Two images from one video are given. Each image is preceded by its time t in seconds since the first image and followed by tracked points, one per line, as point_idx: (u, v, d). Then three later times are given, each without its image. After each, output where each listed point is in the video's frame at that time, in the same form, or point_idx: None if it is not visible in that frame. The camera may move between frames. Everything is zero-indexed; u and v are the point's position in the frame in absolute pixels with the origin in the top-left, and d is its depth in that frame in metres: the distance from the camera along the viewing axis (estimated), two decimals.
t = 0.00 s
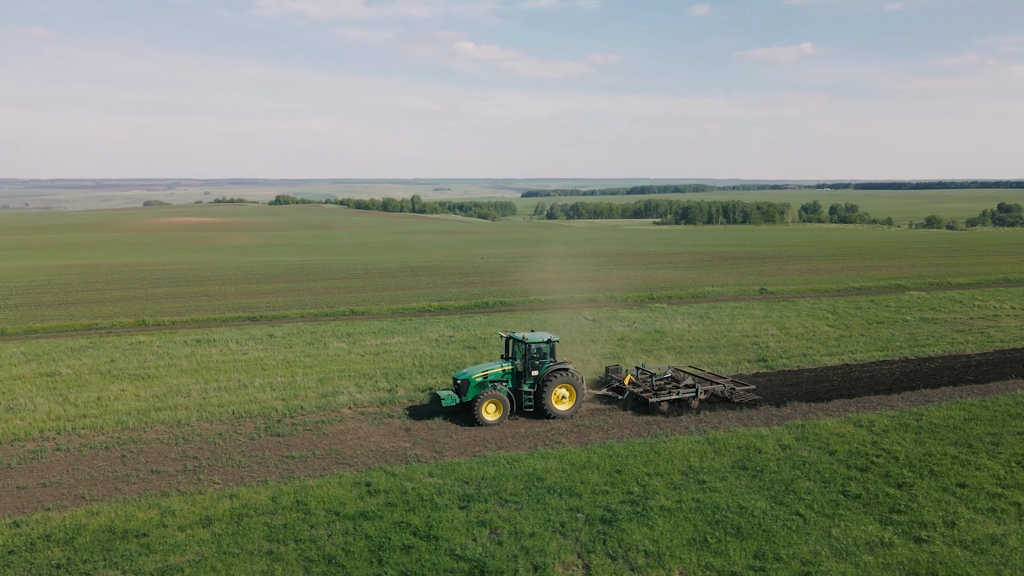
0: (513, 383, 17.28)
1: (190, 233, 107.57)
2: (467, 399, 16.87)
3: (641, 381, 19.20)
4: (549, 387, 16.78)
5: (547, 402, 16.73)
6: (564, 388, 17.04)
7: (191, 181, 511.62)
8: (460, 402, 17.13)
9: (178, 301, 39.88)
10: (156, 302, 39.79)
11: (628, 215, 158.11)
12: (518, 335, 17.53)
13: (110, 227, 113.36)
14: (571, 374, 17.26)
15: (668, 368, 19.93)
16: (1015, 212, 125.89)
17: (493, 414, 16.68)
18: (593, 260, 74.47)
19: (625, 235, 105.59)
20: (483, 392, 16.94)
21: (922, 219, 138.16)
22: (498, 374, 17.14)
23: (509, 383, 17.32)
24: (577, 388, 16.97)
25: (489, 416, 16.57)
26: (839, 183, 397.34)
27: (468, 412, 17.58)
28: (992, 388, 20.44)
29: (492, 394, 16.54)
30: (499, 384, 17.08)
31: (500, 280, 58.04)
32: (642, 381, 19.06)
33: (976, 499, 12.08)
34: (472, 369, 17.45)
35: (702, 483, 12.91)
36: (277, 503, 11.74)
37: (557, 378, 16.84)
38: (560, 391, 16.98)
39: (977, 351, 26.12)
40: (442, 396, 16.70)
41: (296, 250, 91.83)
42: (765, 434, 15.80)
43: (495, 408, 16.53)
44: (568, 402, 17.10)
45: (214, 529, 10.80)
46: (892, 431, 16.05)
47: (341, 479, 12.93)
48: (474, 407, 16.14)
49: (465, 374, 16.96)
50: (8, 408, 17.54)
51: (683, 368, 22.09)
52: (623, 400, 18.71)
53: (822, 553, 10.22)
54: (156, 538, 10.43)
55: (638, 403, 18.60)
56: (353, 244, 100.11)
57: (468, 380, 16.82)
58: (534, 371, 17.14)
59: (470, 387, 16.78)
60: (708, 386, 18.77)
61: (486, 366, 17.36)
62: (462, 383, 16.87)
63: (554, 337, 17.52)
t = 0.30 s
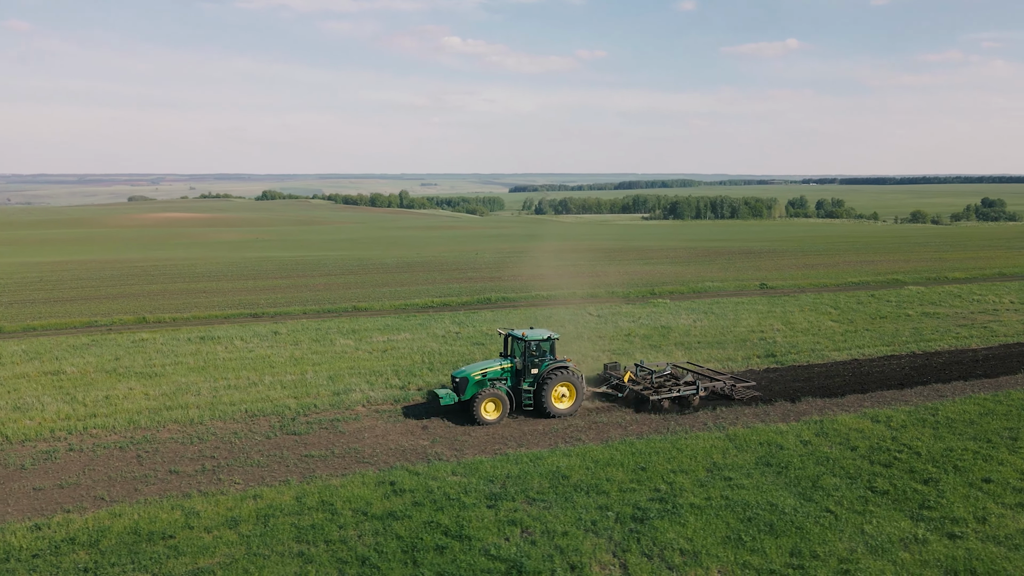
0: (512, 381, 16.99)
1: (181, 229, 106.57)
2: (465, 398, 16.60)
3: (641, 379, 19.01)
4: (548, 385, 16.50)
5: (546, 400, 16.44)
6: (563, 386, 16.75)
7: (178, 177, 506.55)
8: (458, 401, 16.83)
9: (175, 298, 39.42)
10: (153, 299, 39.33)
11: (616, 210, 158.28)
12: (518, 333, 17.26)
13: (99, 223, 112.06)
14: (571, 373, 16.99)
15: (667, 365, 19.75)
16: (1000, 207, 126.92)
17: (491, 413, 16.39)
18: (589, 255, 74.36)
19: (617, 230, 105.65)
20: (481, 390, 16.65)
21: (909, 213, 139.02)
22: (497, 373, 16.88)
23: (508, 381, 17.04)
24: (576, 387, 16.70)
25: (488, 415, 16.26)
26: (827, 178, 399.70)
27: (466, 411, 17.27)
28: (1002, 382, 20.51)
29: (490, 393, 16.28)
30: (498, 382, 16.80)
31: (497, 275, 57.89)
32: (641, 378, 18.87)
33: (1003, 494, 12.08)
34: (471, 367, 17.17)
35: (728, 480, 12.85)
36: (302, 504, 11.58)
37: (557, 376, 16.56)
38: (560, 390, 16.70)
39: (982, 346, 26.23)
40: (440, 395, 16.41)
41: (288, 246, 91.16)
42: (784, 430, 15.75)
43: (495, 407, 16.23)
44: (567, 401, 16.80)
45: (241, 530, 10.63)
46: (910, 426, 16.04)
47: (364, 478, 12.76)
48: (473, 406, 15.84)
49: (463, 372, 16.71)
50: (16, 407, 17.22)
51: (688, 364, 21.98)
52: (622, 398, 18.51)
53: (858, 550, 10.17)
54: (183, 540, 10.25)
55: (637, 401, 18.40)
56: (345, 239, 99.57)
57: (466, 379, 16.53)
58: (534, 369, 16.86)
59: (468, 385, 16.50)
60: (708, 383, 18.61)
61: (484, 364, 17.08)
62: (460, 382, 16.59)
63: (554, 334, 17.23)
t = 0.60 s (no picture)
0: (512, 378, 16.65)
1: (171, 222, 105.55)
2: (464, 395, 16.26)
3: (641, 374, 18.73)
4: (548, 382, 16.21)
5: (547, 397, 16.15)
6: (564, 382, 16.45)
7: (165, 170, 502.61)
8: (457, 398, 16.49)
9: (172, 292, 38.97)
10: (151, 294, 38.88)
11: (605, 203, 158.21)
12: (517, 328, 16.91)
13: (85, 216, 110.81)
14: (571, 369, 16.67)
15: (667, 361, 19.50)
16: (986, 198, 127.90)
17: (491, 410, 16.05)
18: (585, 248, 74.23)
19: (609, 223, 105.58)
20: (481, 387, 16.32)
21: (896, 206, 140.10)
22: (496, 369, 16.53)
23: (507, 378, 16.70)
24: (577, 383, 16.43)
25: (488, 412, 15.94)
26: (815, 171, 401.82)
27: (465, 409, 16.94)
28: (1012, 374, 20.60)
29: (490, 389, 15.95)
30: (498, 378, 16.46)
31: (495, 268, 57.73)
32: (641, 374, 18.59)
33: None
34: (470, 363, 16.84)
35: (754, 474, 12.79)
36: (329, 502, 11.42)
37: (558, 372, 16.25)
38: (560, 386, 16.39)
39: (987, 338, 26.35)
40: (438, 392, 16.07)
41: (281, 240, 90.48)
42: (804, 423, 15.70)
43: (495, 404, 15.92)
44: (567, 397, 16.50)
45: (269, 530, 10.46)
46: (928, 418, 16.04)
47: (388, 475, 12.61)
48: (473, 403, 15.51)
49: (461, 369, 16.36)
50: (24, 405, 16.89)
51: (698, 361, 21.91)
52: (623, 394, 18.24)
53: (894, 545, 10.14)
54: (212, 539, 10.09)
55: (638, 397, 18.12)
56: (336, 233, 99.07)
57: (465, 375, 16.18)
58: (534, 365, 16.51)
59: (467, 382, 16.15)
60: (709, 378, 18.36)
61: (483, 360, 16.74)
62: (459, 378, 16.25)
63: (554, 330, 16.88)
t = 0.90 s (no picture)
0: (511, 373, 16.42)
1: (162, 215, 104.47)
2: (463, 391, 16.02)
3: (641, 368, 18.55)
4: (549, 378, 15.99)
5: (548, 393, 15.92)
6: (564, 377, 16.23)
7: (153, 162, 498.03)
8: (456, 393, 16.26)
9: (170, 286, 38.53)
10: (149, 287, 38.41)
11: (593, 195, 158.06)
12: (516, 323, 16.63)
13: (72, 209, 109.31)
14: (572, 364, 16.44)
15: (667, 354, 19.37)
16: (973, 189, 128.74)
17: (491, 407, 15.77)
18: (581, 240, 74.08)
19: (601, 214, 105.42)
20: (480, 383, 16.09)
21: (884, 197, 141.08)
22: (495, 365, 16.30)
23: (507, 373, 16.46)
24: (577, 378, 16.24)
25: (487, 408, 15.68)
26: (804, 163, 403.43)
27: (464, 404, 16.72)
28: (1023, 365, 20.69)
29: (490, 385, 15.68)
30: (498, 374, 16.25)
31: (492, 260, 57.54)
32: (642, 368, 18.46)
33: None
34: (468, 359, 16.58)
35: (780, 467, 12.75)
36: (357, 499, 11.29)
37: (558, 368, 16.02)
38: (560, 381, 16.18)
39: (993, 329, 26.48)
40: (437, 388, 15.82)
41: (274, 233, 89.76)
42: (823, 416, 15.69)
43: (495, 400, 15.67)
44: (567, 393, 16.33)
45: (300, 527, 10.32)
46: (946, 410, 16.06)
47: (414, 470, 12.46)
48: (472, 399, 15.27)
49: (461, 365, 16.12)
50: (34, 401, 16.60)
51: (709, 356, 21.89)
52: (623, 388, 18.10)
53: (929, 537, 10.12)
54: (243, 538, 9.93)
55: (638, 392, 17.98)
56: (329, 225, 98.37)
57: (464, 371, 15.95)
58: (533, 361, 16.28)
59: (467, 378, 15.92)
60: (710, 371, 18.24)
61: (483, 356, 16.50)
62: (458, 374, 16.00)
63: (554, 324, 16.61)
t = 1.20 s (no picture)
0: (512, 369, 16.22)
1: (152, 208, 103.43)
2: (463, 387, 15.79)
3: (642, 364, 18.31)
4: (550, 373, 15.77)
5: (549, 389, 15.68)
6: (565, 373, 16.01)
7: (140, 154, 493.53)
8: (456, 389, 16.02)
9: (169, 279, 38.16)
10: (147, 281, 37.96)
11: (582, 186, 157.84)
12: (517, 318, 16.45)
13: (60, 202, 107.88)
14: (573, 359, 16.26)
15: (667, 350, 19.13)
16: (958, 180, 129.54)
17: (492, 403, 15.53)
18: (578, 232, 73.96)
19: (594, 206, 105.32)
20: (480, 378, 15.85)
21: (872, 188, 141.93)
22: (495, 360, 16.07)
23: (507, 368, 16.25)
24: (579, 373, 16.00)
25: (487, 404, 15.42)
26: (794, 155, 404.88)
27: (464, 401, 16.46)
28: None
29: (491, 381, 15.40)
30: (497, 369, 16.03)
31: (490, 252, 57.35)
32: (642, 363, 18.20)
33: None
34: (469, 354, 16.33)
35: (807, 460, 12.71)
36: (386, 495, 11.16)
37: (559, 363, 15.81)
38: (561, 377, 15.97)
39: (998, 320, 26.60)
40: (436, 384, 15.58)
41: (267, 225, 89.10)
42: (843, 408, 15.66)
43: (495, 396, 15.41)
44: (569, 388, 16.08)
45: (332, 524, 10.19)
46: (964, 402, 16.07)
47: (440, 466, 12.33)
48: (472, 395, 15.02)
49: (460, 360, 15.87)
50: (45, 397, 16.33)
51: (721, 349, 21.86)
52: (624, 383, 17.84)
53: (965, 530, 10.10)
54: (276, 536, 9.78)
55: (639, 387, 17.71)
56: (322, 217, 97.65)
57: (464, 367, 15.71)
58: (534, 356, 16.09)
59: (467, 373, 15.69)
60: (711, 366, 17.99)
61: (482, 351, 16.26)
62: (457, 370, 15.77)
63: (554, 319, 16.43)
